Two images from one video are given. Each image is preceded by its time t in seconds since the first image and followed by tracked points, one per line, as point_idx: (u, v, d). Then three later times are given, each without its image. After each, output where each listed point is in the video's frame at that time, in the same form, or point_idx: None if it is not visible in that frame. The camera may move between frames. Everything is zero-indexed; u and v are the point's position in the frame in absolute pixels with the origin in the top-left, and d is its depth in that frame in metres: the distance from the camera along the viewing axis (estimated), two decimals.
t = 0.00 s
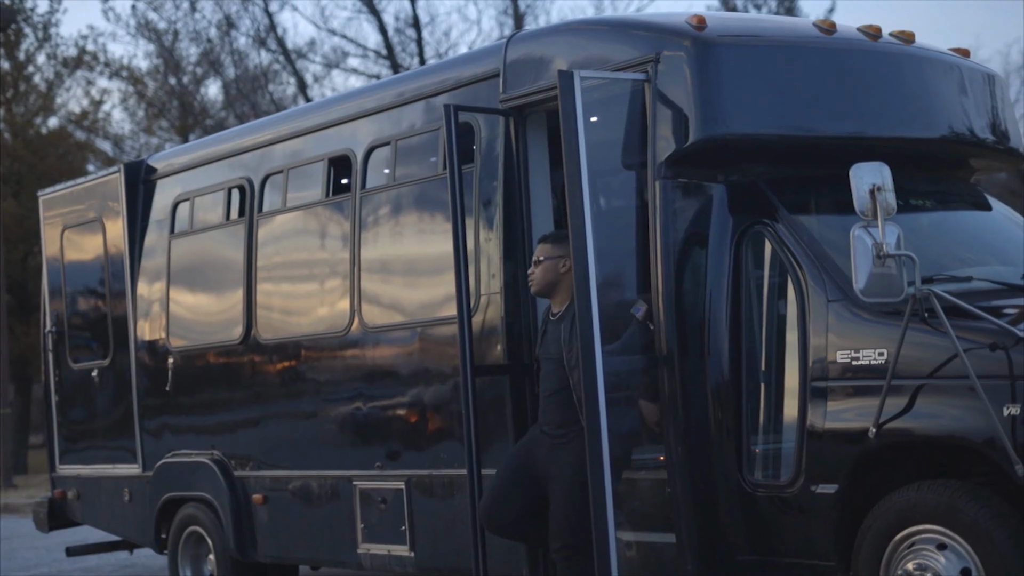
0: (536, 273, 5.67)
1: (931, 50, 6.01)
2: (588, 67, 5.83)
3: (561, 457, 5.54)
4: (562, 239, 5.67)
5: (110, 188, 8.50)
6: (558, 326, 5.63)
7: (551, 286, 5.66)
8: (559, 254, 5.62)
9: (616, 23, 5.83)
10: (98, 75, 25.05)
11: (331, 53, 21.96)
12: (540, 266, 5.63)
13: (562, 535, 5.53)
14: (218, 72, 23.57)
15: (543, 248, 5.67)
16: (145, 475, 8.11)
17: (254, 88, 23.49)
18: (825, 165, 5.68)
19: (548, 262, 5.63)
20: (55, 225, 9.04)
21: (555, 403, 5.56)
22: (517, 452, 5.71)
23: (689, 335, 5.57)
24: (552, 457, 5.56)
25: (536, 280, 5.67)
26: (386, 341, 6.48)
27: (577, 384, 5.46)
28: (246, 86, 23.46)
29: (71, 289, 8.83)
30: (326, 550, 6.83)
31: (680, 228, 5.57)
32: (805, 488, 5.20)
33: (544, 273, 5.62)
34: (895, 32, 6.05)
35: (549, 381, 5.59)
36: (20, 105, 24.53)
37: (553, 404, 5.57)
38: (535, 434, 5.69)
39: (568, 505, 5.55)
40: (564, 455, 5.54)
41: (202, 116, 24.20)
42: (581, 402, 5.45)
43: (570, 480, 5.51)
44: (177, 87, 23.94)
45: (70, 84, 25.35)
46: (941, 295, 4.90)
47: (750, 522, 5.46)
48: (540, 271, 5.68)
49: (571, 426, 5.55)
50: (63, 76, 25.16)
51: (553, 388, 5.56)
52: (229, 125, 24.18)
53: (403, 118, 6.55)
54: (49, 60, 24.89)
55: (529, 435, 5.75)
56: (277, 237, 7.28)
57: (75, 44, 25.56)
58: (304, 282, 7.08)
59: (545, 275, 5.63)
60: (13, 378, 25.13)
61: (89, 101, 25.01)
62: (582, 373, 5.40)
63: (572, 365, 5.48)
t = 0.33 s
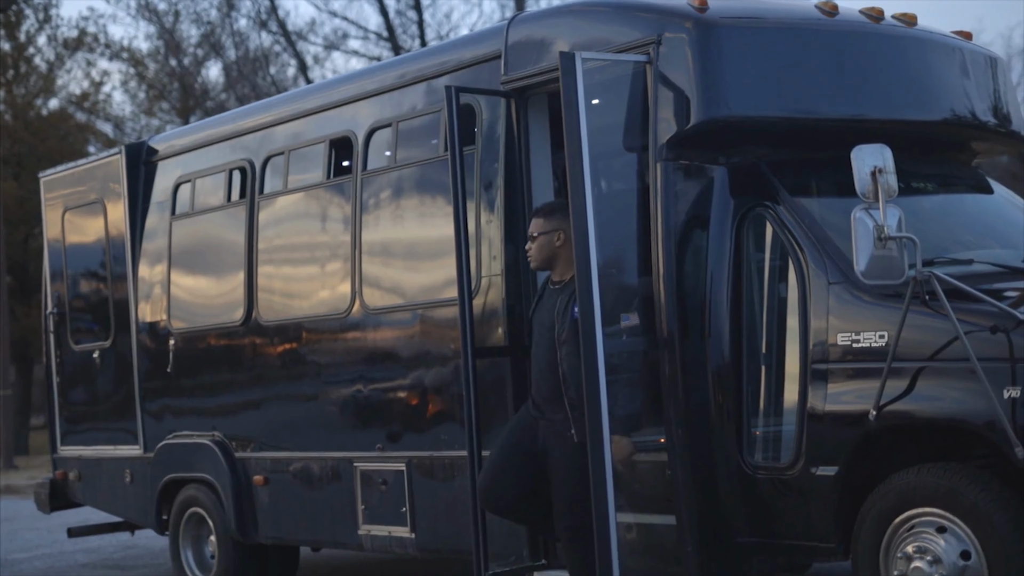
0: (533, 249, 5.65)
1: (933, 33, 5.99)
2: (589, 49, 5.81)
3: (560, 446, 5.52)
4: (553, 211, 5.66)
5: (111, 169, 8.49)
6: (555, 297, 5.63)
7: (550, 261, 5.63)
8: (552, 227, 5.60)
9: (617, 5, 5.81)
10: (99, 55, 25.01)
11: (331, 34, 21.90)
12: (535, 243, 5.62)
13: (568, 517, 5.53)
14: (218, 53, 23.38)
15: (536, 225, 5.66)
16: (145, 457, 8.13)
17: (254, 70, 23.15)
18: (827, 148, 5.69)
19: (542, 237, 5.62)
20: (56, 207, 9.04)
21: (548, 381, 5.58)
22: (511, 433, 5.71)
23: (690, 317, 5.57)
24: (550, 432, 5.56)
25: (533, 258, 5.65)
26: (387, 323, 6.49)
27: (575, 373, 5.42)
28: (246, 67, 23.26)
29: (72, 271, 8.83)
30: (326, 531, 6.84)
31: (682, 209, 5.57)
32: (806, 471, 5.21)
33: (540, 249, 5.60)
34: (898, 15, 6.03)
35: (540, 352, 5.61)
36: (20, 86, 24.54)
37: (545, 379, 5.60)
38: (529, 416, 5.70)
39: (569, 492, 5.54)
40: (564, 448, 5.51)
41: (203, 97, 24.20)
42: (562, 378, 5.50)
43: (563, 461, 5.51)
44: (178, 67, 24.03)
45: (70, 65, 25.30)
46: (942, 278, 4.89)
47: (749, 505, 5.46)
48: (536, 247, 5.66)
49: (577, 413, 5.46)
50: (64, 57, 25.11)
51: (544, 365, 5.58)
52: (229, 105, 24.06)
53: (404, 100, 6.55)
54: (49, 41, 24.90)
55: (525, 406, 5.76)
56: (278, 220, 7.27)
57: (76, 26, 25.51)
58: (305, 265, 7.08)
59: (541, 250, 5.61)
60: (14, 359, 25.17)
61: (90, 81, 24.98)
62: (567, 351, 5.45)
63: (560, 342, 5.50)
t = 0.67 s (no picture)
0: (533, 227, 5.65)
1: (936, 14, 5.96)
2: (591, 30, 5.78)
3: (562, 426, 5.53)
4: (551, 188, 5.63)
5: (112, 150, 8.48)
6: (553, 271, 5.66)
7: (551, 238, 5.64)
8: (551, 206, 5.59)
9: None
10: (100, 36, 24.97)
11: (333, 15, 21.87)
12: (534, 222, 5.62)
13: (574, 496, 5.58)
14: (218, 33, 23.45)
15: (534, 203, 5.65)
16: (147, 438, 8.15)
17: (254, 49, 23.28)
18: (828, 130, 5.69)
19: (541, 216, 5.62)
20: (57, 188, 9.03)
21: (545, 357, 5.61)
22: (511, 412, 5.73)
23: (690, 299, 5.57)
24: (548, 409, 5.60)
25: (534, 236, 5.66)
26: (388, 305, 6.49)
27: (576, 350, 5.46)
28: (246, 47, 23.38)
29: (73, 252, 8.83)
30: (327, 512, 6.86)
31: (683, 190, 5.57)
32: (806, 452, 5.22)
33: (539, 228, 5.61)
34: None
35: (537, 326, 5.64)
36: (21, 67, 24.51)
37: (542, 354, 5.63)
38: (525, 395, 5.72)
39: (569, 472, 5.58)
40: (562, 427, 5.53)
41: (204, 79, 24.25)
42: (550, 353, 5.51)
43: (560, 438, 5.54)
44: (179, 48, 24.23)
45: (72, 45, 25.25)
46: (943, 260, 4.88)
47: (750, 487, 5.47)
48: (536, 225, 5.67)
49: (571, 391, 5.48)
50: (65, 37, 25.07)
51: (538, 340, 5.61)
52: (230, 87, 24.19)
53: (406, 81, 6.54)
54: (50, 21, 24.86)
55: (522, 382, 5.77)
56: (279, 201, 7.27)
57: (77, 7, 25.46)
58: (306, 247, 7.08)
59: (541, 229, 5.61)
60: (15, 339, 25.20)
61: (92, 62, 24.93)
62: (557, 326, 5.47)
63: (553, 318, 5.51)
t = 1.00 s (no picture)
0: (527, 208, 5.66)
1: None
2: (592, 11, 5.77)
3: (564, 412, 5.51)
4: (547, 170, 5.63)
5: (111, 131, 8.47)
6: (546, 257, 5.67)
7: (543, 220, 5.67)
8: (547, 188, 5.60)
9: None
10: (99, 17, 24.91)
11: None
12: (529, 203, 5.63)
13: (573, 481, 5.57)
14: (218, 14, 23.38)
15: (530, 184, 5.66)
16: (147, 419, 8.16)
17: (255, 31, 23.14)
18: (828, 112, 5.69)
19: (536, 198, 5.62)
20: (56, 168, 9.02)
21: (541, 342, 5.63)
22: (509, 398, 5.71)
23: (691, 281, 5.58)
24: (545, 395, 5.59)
25: (527, 217, 5.69)
26: (387, 286, 6.49)
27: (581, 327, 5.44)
28: (246, 28, 23.30)
29: (72, 233, 8.81)
30: (327, 494, 6.87)
31: (683, 172, 5.57)
32: (805, 435, 5.24)
33: (533, 210, 5.63)
34: None
35: (532, 311, 5.68)
36: (21, 47, 24.47)
37: (538, 340, 5.65)
38: (522, 381, 5.71)
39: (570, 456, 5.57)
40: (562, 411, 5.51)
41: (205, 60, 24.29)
42: (546, 337, 5.55)
43: (558, 422, 5.55)
44: (179, 30, 24.33)
45: (71, 26, 25.18)
46: (943, 243, 4.89)
47: (749, 469, 5.49)
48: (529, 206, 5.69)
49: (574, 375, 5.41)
50: (65, 18, 25.01)
51: (535, 326, 5.64)
52: (230, 68, 24.12)
53: (406, 62, 6.53)
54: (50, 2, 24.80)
55: (518, 369, 5.78)
56: (279, 182, 7.26)
57: None
58: (306, 228, 7.08)
59: (535, 211, 5.63)
60: (16, 320, 25.21)
61: (91, 44, 24.89)
62: (552, 311, 5.51)
63: (549, 302, 5.53)
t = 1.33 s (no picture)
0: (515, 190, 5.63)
1: None
2: None
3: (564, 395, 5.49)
4: (537, 152, 5.60)
5: (110, 113, 8.45)
6: (536, 241, 5.63)
7: (531, 203, 5.63)
8: (535, 170, 5.56)
9: None
10: None
11: None
12: (517, 185, 5.59)
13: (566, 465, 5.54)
14: None
15: (518, 166, 5.61)
16: (145, 401, 8.17)
17: (254, 13, 23.47)
18: (828, 96, 5.68)
19: (524, 180, 5.58)
20: (55, 150, 9.01)
21: (535, 326, 5.58)
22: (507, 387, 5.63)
23: (690, 264, 5.58)
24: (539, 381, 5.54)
25: (515, 200, 5.65)
26: (386, 269, 6.49)
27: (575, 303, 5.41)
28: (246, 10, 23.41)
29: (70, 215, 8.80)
30: (326, 476, 6.88)
31: (683, 155, 5.56)
32: (804, 418, 5.25)
33: (521, 192, 5.58)
34: None
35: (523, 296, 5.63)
36: (20, 29, 24.42)
37: (532, 325, 5.60)
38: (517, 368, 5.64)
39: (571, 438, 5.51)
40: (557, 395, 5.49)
41: (202, 42, 24.51)
42: (540, 321, 5.53)
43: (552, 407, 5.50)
44: (178, 12, 24.47)
45: (70, 8, 25.13)
46: (942, 227, 4.90)
47: (747, 452, 5.50)
48: (518, 188, 5.65)
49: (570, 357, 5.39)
50: None
51: (528, 312, 5.59)
52: (229, 50, 24.07)
53: (404, 45, 6.52)
54: None
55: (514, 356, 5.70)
56: (277, 165, 7.26)
57: None
58: (305, 210, 7.08)
59: (522, 192, 5.59)
60: (15, 303, 25.20)
61: (90, 25, 24.86)
62: (545, 295, 5.48)
63: (540, 285, 5.51)
